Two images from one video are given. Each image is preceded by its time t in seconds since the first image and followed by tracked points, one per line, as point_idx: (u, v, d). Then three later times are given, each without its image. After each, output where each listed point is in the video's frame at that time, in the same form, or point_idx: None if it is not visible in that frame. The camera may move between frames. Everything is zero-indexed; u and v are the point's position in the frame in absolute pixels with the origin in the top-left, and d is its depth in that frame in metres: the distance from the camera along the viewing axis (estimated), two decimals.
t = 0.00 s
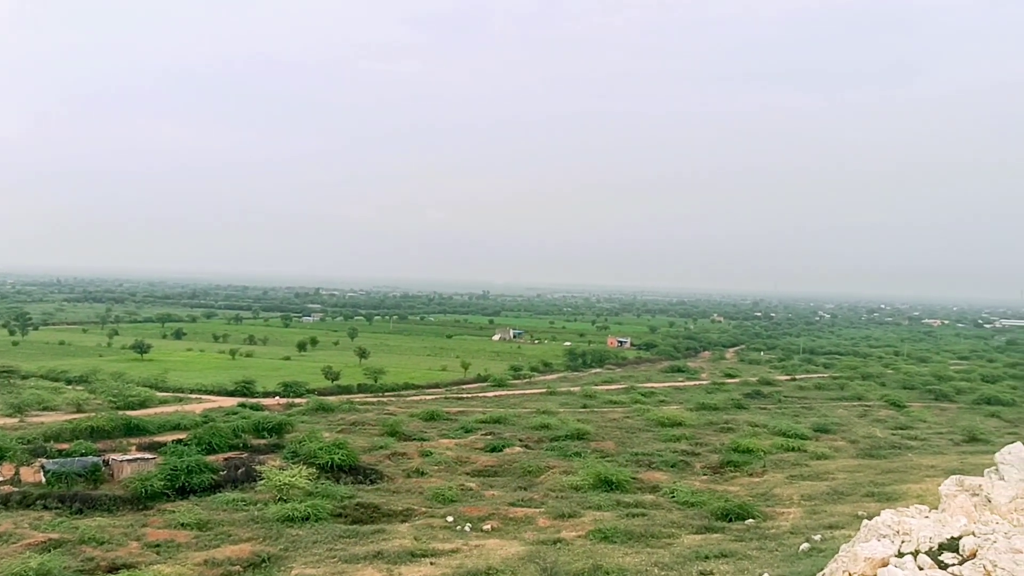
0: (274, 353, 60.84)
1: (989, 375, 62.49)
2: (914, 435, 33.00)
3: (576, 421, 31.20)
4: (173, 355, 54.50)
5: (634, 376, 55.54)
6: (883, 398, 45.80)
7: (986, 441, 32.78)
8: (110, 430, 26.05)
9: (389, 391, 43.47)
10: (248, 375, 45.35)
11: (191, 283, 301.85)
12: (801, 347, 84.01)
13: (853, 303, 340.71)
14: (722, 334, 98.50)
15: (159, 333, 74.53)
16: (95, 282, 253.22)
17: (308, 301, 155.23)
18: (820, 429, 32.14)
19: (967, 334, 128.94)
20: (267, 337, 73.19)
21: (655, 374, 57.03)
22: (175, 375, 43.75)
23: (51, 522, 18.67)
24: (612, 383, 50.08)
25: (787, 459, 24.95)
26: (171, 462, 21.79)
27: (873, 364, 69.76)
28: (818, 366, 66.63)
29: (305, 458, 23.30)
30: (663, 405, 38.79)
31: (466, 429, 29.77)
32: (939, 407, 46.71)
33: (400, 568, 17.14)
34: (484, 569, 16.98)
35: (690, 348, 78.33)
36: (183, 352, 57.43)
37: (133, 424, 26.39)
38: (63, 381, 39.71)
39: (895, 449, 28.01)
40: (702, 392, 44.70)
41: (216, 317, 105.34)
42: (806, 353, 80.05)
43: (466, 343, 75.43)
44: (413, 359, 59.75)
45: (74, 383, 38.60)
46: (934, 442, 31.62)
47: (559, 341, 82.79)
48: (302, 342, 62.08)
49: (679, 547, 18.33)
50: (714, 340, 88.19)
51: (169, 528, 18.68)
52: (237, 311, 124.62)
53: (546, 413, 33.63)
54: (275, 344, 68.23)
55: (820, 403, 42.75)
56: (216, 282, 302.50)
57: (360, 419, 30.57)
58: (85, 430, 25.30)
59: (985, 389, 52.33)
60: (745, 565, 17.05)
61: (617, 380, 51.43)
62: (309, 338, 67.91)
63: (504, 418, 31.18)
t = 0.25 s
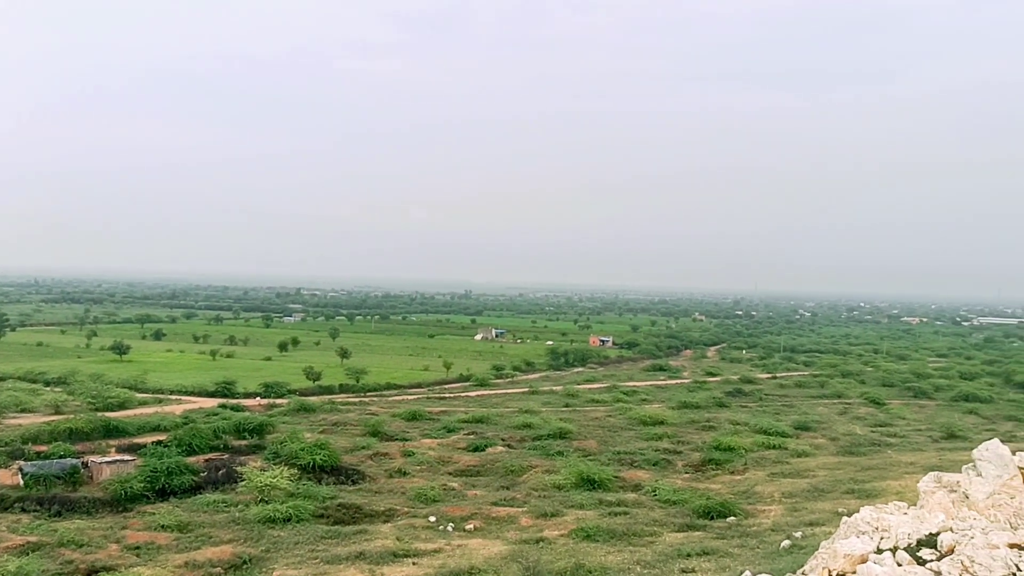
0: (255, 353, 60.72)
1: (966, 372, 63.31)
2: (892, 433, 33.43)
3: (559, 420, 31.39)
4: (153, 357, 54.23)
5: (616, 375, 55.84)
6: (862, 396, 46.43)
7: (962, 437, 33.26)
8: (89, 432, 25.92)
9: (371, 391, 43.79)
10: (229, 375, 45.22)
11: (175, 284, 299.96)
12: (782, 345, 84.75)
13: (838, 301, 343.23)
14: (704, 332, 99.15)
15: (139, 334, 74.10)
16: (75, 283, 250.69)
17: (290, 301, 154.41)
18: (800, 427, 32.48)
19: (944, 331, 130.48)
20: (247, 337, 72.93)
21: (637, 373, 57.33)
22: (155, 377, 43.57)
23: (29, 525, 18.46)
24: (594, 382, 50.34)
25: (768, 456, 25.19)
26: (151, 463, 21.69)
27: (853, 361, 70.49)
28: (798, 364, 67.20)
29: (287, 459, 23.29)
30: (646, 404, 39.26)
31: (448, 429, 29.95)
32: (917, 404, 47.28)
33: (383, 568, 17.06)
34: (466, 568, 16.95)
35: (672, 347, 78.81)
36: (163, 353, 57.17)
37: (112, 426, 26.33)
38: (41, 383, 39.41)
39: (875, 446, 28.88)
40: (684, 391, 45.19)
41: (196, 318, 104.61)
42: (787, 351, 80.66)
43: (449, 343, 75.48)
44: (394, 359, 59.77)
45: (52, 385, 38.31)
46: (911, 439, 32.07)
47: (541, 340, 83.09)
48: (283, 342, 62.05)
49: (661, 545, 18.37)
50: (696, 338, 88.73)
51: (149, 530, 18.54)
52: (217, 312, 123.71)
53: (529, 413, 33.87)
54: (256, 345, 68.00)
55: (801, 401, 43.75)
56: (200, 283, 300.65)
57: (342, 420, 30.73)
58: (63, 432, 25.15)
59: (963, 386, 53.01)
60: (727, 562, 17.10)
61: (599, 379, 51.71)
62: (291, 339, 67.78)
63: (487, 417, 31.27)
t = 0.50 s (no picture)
0: (239, 353, 60.61)
1: (949, 370, 63.88)
2: (875, 432, 33.75)
3: (545, 419, 31.68)
4: (137, 357, 54.00)
5: (602, 374, 56.08)
6: (847, 395, 46.94)
7: (944, 435, 33.60)
8: (72, 433, 25.81)
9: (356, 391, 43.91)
10: (214, 376, 45.14)
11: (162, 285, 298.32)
12: (767, 344, 85.31)
13: (827, 300, 344.92)
14: (690, 331, 99.65)
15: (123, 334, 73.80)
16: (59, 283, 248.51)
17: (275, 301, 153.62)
18: (784, 427, 32.75)
19: (928, 330, 131.36)
20: (232, 337, 72.70)
21: (623, 372, 57.57)
22: (139, 377, 43.47)
23: (11, 527, 18.30)
24: (579, 381, 50.58)
25: (753, 455, 25.51)
26: (135, 464, 21.60)
27: (837, 360, 71.07)
28: (783, 363, 67.68)
29: (272, 459, 23.28)
30: (632, 403, 39.69)
31: (434, 428, 30.17)
32: (901, 402, 47.66)
33: (369, 569, 16.99)
34: (452, 568, 16.92)
35: (657, 346, 79.14)
36: (146, 353, 57.00)
37: (95, 427, 26.31)
38: (23, 384, 39.15)
39: (860, 444, 29.81)
40: (670, 390, 45.60)
41: (181, 318, 103.98)
42: (772, 350, 81.22)
43: (434, 343, 75.47)
44: (380, 359, 59.82)
45: (34, 386, 38.07)
46: (894, 438, 32.39)
47: (527, 339, 83.32)
48: (268, 343, 61.96)
49: (647, 543, 18.40)
50: (681, 337, 89.12)
51: (133, 532, 18.42)
52: (200, 312, 122.83)
53: (515, 412, 34.12)
54: (241, 345, 67.82)
55: (787, 400, 44.45)
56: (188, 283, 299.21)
57: (327, 420, 30.97)
58: (46, 433, 25.08)
59: (946, 384, 53.61)
60: (712, 560, 17.13)
61: (585, 379, 51.95)
62: (276, 339, 67.65)
63: (473, 417, 31.53)
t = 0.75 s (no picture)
0: (222, 354, 60.46)
1: (931, 367, 64.47)
2: (857, 429, 34.11)
3: (530, 419, 32.20)
4: (119, 359, 53.73)
5: (586, 373, 56.32)
6: (829, 393, 47.45)
7: (924, 432, 34.04)
8: (54, 436, 25.84)
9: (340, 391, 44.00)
10: (196, 377, 45.03)
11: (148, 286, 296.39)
12: (750, 342, 85.94)
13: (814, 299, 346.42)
14: (673, 329, 100.18)
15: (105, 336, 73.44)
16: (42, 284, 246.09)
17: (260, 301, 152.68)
18: (767, 426, 33.07)
19: (910, 327, 132.80)
20: (214, 338, 72.42)
21: (608, 371, 57.84)
22: (120, 379, 43.32)
23: None
24: (564, 380, 50.80)
25: (736, 452, 25.99)
26: (117, 467, 21.51)
27: (820, 357, 71.73)
28: (766, 361, 68.19)
29: (256, 461, 23.28)
30: (616, 402, 40.09)
31: (419, 429, 30.44)
32: (883, 399, 48.08)
33: (354, 569, 16.90)
34: (437, 568, 16.85)
35: (642, 344, 79.49)
36: (129, 355, 56.77)
37: (77, 429, 26.35)
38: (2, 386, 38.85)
39: (842, 441, 30.59)
40: (654, 389, 45.96)
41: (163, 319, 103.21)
42: (755, 347, 81.82)
43: (419, 343, 75.44)
44: (364, 359, 59.84)
45: (14, 388, 37.80)
46: (875, 435, 32.75)
47: (512, 339, 83.56)
48: (251, 343, 61.85)
49: (632, 542, 18.43)
50: (665, 336, 89.56)
51: (116, 535, 18.29)
52: (182, 312, 121.83)
53: (499, 412, 34.43)
54: (224, 346, 67.59)
55: (769, 398, 44.97)
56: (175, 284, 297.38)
57: (312, 421, 31.43)
58: (27, 436, 25.01)
59: (927, 381, 54.26)
60: (697, 558, 17.17)
61: (569, 378, 52.20)
62: (260, 339, 67.47)
63: (458, 417, 32.19)
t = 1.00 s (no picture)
0: (207, 354, 60.27)
1: (915, 366, 64.97)
2: (840, 428, 34.42)
3: (516, 418, 32.45)
4: (102, 359, 53.44)
5: (573, 372, 56.48)
6: (814, 391, 47.80)
7: (907, 430, 34.43)
8: (38, 437, 25.86)
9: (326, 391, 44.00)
10: (181, 377, 44.88)
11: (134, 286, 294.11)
12: (736, 340, 86.42)
13: (802, 298, 347.12)
14: (659, 329, 100.59)
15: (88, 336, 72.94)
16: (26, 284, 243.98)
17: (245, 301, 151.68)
18: (752, 425, 33.33)
19: (894, 325, 133.95)
20: (199, 338, 72.15)
21: (594, 370, 58.02)
22: (104, 379, 43.12)
23: None
24: (550, 379, 50.97)
25: (722, 451, 26.37)
26: (101, 467, 21.42)
27: (805, 356, 72.15)
28: (752, 359, 68.53)
29: (241, 461, 23.28)
30: (602, 401, 40.34)
31: (405, 428, 30.58)
32: (867, 398, 48.41)
33: (339, 570, 16.80)
34: (423, 568, 16.78)
35: (628, 344, 79.73)
36: (113, 355, 56.45)
37: (60, 430, 26.37)
38: None
39: (827, 440, 31.08)
40: (640, 388, 46.19)
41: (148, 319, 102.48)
42: (740, 346, 82.27)
43: (405, 342, 75.30)
44: (350, 358, 59.78)
45: None
46: (858, 434, 33.04)
47: (499, 338, 83.70)
48: (236, 343, 61.69)
49: (618, 540, 18.45)
50: (651, 335, 89.88)
51: (100, 535, 18.16)
52: (166, 312, 120.83)
53: (486, 412, 34.59)
54: (208, 345, 67.36)
55: (754, 396, 45.27)
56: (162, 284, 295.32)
57: (298, 421, 31.58)
58: (9, 437, 24.95)
59: (910, 379, 54.73)
60: (682, 556, 17.19)
61: (556, 377, 52.35)
62: (245, 339, 67.26)
63: (444, 416, 32.53)
